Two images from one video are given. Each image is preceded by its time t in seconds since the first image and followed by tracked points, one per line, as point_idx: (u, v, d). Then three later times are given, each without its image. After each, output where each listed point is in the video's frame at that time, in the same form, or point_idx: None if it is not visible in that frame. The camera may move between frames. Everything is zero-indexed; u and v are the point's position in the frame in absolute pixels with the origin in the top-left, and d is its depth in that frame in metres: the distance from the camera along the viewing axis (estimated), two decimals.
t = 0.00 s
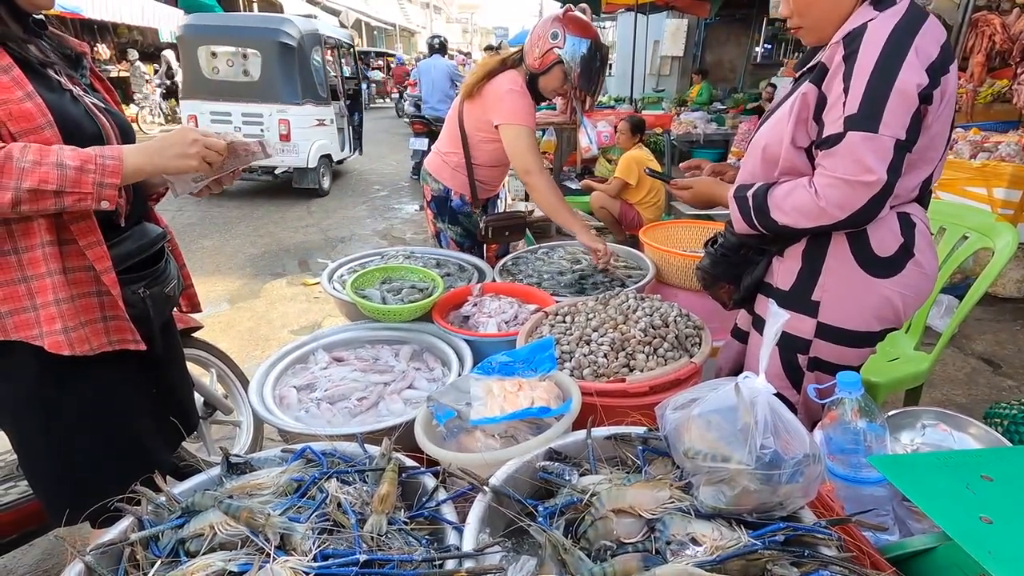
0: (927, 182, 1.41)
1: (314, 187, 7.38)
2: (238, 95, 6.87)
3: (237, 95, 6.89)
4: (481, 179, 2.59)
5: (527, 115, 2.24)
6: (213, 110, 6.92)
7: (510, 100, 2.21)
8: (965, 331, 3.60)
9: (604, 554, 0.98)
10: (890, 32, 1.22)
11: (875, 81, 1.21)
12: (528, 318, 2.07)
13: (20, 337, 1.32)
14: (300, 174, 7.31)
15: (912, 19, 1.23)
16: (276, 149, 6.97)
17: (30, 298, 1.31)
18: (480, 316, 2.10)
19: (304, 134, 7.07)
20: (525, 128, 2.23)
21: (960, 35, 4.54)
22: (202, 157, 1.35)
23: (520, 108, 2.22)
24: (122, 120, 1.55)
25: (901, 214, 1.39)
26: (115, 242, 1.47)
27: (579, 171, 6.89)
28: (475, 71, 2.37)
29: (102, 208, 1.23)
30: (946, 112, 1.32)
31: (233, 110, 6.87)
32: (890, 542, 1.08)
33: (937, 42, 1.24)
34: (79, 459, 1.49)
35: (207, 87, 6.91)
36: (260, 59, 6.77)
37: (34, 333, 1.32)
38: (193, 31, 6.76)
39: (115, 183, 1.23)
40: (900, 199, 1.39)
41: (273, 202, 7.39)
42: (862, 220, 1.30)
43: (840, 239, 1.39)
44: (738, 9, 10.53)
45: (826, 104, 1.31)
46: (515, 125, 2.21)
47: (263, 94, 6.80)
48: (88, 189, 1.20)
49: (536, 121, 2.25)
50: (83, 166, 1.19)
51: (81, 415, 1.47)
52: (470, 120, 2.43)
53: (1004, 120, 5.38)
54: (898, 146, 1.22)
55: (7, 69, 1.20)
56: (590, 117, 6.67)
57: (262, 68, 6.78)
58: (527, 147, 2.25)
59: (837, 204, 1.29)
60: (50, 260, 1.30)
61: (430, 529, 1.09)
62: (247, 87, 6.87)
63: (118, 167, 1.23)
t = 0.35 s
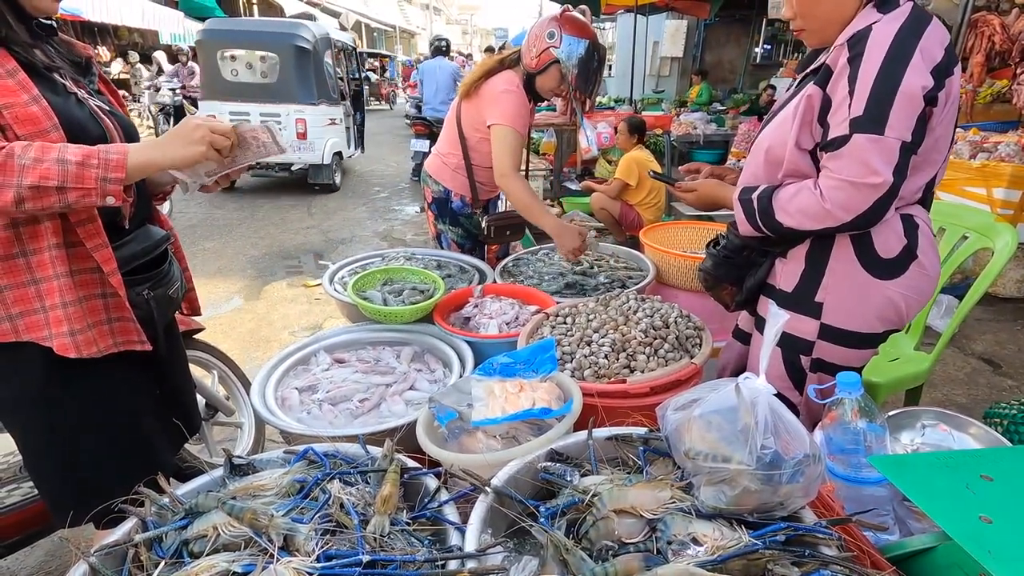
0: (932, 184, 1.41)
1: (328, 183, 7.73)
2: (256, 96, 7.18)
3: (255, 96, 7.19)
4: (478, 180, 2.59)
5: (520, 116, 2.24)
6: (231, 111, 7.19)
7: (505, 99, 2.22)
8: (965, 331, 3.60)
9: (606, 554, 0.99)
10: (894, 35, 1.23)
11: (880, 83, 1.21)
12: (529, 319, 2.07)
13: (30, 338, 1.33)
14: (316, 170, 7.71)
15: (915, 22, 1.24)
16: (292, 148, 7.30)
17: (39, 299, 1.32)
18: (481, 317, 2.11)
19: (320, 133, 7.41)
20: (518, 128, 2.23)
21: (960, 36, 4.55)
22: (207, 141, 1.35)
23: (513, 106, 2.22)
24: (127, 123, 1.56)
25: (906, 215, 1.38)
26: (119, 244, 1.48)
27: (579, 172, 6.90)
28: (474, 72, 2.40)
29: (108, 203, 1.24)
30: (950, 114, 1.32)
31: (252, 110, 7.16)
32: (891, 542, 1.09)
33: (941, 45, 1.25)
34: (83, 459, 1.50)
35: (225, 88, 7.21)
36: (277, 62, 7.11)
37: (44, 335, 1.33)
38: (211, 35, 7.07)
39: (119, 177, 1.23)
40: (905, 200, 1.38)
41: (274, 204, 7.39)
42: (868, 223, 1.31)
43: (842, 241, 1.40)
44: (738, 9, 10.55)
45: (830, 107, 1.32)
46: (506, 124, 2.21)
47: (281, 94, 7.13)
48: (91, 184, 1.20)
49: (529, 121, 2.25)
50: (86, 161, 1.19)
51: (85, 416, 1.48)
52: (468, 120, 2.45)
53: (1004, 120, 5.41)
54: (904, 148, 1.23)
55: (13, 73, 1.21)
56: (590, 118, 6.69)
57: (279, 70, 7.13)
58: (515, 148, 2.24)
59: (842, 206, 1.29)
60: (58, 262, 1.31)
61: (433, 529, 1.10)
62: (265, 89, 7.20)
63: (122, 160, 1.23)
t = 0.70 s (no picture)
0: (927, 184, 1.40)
1: (335, 180, 8.15)
2: (267, 98, 7.59)
3: (266, 98, 7.60)
4: (467, 182, 2.60)
5: (507, 117, 2.25)
6: (243, 112, 7.57)
7: (493, 101, 2.23)
8: (960, 331, 3.62)
9: (601, 555, 0.99)
10: (887, 37, 1.23)
11: (873, 85, 1.21)
12: (525, 321, 2.08)
13: (25, 341, 1.35)
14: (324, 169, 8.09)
15: (910, 23, 1.23)
16: (303, 147, 7.68)
17: (34, 303, 1.33)
18: (477, 319, 2.11)
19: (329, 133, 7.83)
20: (505, 130, 2.24)
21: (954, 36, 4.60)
22: (205, 160, 1.37)
23: (500, 107, 2.23)
24: (122, 128, 1.57)
25: (899, 216, 1.38)
26: (114, 249, 1.47)
27: (576, 173, 6.92)
28: (464, 73, 2.41)
29: (107, 214, 1.24)
30: (946, 115, 1.32)
31: (263, 112, 7.56)
32: (884, 540, 1.09)
33: (935, 46, 1.24)
34: (82, 462, 1.50)
35: (239, 91, 7.58)
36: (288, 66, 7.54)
37: (38, 337, 1.34)
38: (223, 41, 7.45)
39: (119, 189, 1.24)
40: (898, 201, 1.38)
41: (271, 208, 7.38)
42: (862, 223, 1.30)
43: (837, 242, 1.39)
44: (733, 12, 10.65)
45: (825, 108, 1.31)
46: (493, 126, 2.22)
47: (294, 96, 7.55)
48: (93, 195, 1.21)
49: (516, 122, 2.25)
50: (88, 173, 1.20)
51: (85, 417, 1.48)
52: (458, 121, 2.45)
53: (997, 121, 5.47)
54: (898, 149, 1.22)
55: (7, 78, 1.21)
56: (586, 120, 6.72)
57: (290, 74, 7.56)
58: (501, 151, 2.25)
59: (837, 206, 1.29)
60: (50, 266, 1.31)
61: (427, 531, 1.10)
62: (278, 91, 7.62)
63: (123, 174, 1.23)
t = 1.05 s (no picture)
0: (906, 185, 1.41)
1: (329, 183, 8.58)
2: (265, 104, 7.95)
3: (264, 104, 7.97)
4: (451, 188, 2.62)
5: (490, 124, 2.27)
6: (242, 117, 7.91)
7: (475, 107, 2.24)
8: (943, 327, 3.67)
9: (588, 559, 0.99)
10: (865, 39, 1.24)
11: (851, 88, 1.23)
12: (512, 325, 2.08)
13: (8, 354, 1.33)
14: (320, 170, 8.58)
15: (887, 26, 1.25)
16: (300, 150, 8.11)
17: (15, 315, 1.31)
18: (465, 324, 2.11)
19: (324, 136, 8.26)
20: (490, 137, 2.25)
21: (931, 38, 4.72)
22: (192, 165, 1.29)
23: (482, 114, 2.24)
24: (105, 139, 1.55)
25: (879, 217, 1.39)
26: (96, 260, 1.46)
27: (563, 177, 6.95)
28: (444, 80, 2.43)
29: (85, 221, 1.22)
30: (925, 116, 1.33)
31: (261, 116, 7.92)
32: (868, 537, 1.10)
33: (911, 49, 1.26)
34: (65, 475, 1.48)
35: (235, 96, 7.89)
36: (286, 73, 7.93)
37: (20, 350, 1.32)
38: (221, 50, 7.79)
39: (97, 196, 1.21)
40: (878, 202, 1.39)
41: (257, 216, 7.33)
42: (842, 224, 1.31)
43: (818, 243, 1.40)
44: (716, 16, 10.84)
45: (804, 110, 1.32)
46: (475, 132, 2.23)
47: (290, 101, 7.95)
48: (69, 203, 1.19)
49: (499, 128, 2.27)
50: (63, 179, 1.18)
51: (68, 429, 1.46)
52: (440, 127, 2.46)
53: (975, 120, 5.61)
54: (875, 150, 1.24)
55: None
56: (573, 124, 6.77)
57: (287, 80, 7.93)
58: (487, 158, 2.28)
59: (817, 207, 1.30)
60: (33, 278, 1.29)
61: (415, 540, 1.09)
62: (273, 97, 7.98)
63: (103, 179, 1.22)
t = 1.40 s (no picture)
0: (859, 190, 1.44)
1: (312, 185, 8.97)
2: (249, 109, 8.43)
3: (248, 110, 8.44)
4: (427, 199, 2.63)
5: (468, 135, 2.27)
6: (227, 123, 8.38)
7: (451, 120, 2.24)
8: (909, 324, 3.76)
9: (545, 570, 0.99)
10: (812, 48, 1.26)
11: (800, 96, 1.25)
12: (482, 333, 2.08)
13: None
14: (303, 171, 9.03)
15: (833, 35, 1.27)
16: (284, 154, 8.59)
17: None
18: (434, 333, 2.10)
19: (306, 139, 8.75)
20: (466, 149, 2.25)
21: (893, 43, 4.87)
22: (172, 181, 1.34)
23: (458, 128, 2.24)
24: (63, 157, 1.53)
25: (832, 222, 1.41)
26: (51, 279, 1.42)
27: (540, 181, 6.99)
28: (413, 94, 2.42)
29: (68, 233, 1.20)
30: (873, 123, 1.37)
31: (246, 121, 8.39)
32: (822, 538, 1.11)
33: (857, 58, 1.29)
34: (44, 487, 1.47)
35: (220, 103, 8.38)
36: (269, 81, 8.43)
37: None
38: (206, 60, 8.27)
39: (83, 209, 1.20)
40: (830, 207, 1.42)
41: (231, 224, 7.23)
42: (795, 229, 1.34)
43: (774, 249, 1.43)
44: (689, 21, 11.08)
45: (756, 118, 1.35)
46: (453, 144, 2.23)
47: (273, 107, 8.46)
48: (55, 214, 1.17)
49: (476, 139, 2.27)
50: (52, 191, 1.17)
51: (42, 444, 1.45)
52: (412, 140, 2.47)
53: (938, 121, 5.79)
54: (824, 157, 1.26)
55: None
56: (548, 128, 6.81)
57: (270, 87, 8.44)
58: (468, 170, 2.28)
59: (770, 213, 1.32)
60: None
61: (375, 556, 1.08)
62: (255, 103, 8.45)
63: (88, 194, 1.20)
